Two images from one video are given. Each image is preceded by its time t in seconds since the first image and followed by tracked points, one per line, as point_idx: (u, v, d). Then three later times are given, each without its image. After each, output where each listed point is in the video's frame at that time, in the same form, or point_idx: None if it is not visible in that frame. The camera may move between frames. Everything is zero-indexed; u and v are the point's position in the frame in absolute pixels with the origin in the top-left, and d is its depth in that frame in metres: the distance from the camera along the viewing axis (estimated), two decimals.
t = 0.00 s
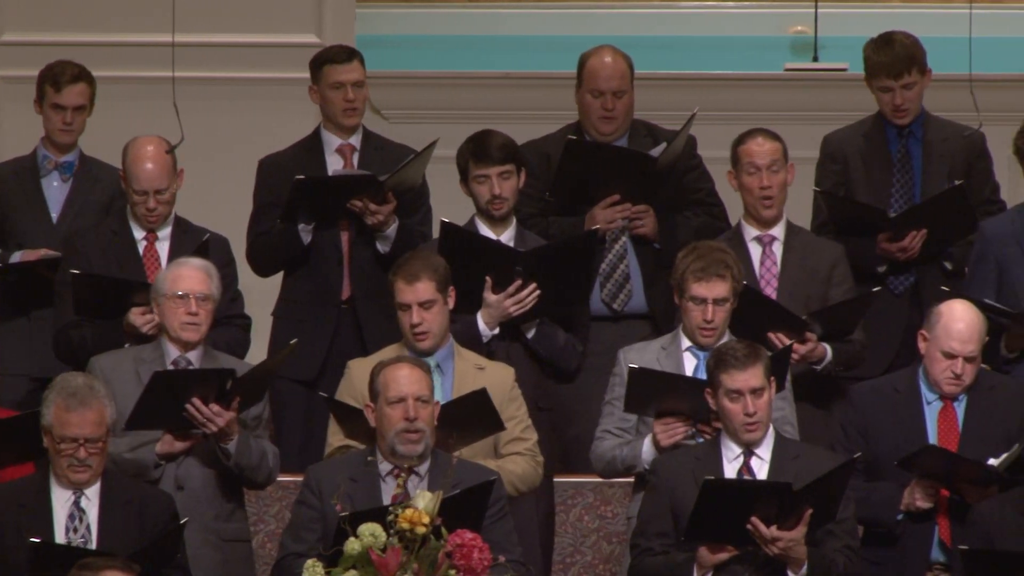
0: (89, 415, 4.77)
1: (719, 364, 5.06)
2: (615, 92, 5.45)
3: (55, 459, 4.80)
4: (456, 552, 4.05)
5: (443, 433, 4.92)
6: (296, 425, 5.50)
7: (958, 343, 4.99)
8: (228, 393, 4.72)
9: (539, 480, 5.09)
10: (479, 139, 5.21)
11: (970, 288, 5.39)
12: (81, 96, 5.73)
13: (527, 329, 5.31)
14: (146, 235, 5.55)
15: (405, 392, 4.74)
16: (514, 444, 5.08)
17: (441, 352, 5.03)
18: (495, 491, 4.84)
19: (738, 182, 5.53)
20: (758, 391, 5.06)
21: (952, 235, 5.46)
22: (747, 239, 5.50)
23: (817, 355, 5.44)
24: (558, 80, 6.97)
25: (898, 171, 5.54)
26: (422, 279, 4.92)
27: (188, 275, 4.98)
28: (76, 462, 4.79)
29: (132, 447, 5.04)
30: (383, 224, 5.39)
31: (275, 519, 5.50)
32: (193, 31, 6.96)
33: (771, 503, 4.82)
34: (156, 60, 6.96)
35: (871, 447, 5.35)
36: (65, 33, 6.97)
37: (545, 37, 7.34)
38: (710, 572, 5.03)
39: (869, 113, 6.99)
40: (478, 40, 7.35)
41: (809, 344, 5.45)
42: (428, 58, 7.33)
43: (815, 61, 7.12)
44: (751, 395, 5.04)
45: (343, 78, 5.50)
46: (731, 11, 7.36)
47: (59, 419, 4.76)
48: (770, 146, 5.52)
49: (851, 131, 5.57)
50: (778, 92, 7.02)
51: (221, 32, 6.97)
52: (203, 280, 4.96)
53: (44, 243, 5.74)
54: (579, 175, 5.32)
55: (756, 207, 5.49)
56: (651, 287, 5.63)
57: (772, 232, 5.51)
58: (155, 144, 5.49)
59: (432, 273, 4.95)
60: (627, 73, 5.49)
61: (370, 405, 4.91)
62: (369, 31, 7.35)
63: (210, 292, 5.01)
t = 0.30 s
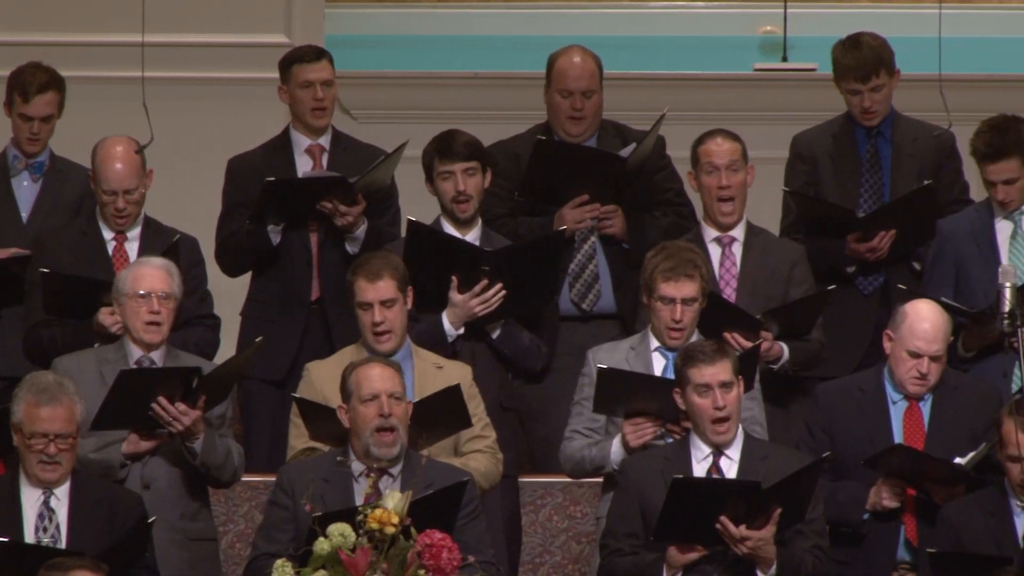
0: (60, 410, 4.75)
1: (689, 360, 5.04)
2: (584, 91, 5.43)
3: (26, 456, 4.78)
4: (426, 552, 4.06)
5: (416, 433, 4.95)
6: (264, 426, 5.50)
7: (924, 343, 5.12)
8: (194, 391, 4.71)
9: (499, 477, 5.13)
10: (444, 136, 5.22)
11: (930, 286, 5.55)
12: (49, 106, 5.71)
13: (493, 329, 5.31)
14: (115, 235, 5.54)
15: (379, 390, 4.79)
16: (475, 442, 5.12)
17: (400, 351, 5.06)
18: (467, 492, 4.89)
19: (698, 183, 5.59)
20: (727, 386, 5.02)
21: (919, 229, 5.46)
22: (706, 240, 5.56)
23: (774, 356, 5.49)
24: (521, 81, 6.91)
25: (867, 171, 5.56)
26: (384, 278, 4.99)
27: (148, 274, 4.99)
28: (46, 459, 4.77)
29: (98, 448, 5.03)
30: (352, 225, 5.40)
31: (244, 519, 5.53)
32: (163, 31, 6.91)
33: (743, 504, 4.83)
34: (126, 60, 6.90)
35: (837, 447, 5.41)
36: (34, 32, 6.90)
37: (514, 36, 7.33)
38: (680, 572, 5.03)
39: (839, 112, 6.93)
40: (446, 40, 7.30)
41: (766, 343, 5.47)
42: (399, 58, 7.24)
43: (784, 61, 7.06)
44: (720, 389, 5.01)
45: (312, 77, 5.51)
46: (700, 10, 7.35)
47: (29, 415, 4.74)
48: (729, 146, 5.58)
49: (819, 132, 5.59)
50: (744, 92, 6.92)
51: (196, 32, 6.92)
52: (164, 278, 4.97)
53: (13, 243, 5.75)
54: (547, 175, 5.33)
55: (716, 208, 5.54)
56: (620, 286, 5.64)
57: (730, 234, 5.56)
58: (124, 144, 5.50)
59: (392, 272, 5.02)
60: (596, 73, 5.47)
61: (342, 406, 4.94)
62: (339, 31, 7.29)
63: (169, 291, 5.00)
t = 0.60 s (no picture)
0: (33, 402, 4.74)
1: (656, 362, 5.03)
2: (554, 92, 5.42)
3: None
4: (397, 552, 4.05)
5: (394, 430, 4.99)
6: (234, 425, 5.52)
7: (891, 335, 5.20)
8: (161, 388, 4.68)
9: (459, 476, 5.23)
10: (412, 138, 5.34)
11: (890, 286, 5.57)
12: (19, 109, 5.70)
13: (458, 329, 5.36)
14: (86, 235, 5.55)
15: (352, 389, 4.87)
16: (437, 441, 5.20)
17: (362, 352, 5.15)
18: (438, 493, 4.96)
19: (665, 185, 5.66)
20: (694, 386, 5.00)
21: (884, 235, 5.53)
22: (673, 240, 5.60)
23: (743, 355, 5.51)
24: (495, 80, 6.91)
25: (837, 172, 5.57)
26: (350, 279, 5.09)
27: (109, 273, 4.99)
28: (20, 451, 4.75)
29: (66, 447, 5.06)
30: (323, 227, 5.44)
31: (214, 519, 5.54)
32: (135, 31, 6.92)
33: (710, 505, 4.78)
34: (97, 61, 6.92)
35: (806, 446, 5.41)
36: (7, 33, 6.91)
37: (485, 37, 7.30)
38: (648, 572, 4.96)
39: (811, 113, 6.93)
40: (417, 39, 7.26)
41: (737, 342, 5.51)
42: (373, 58, 7.22)
43: (753, 61, 7.07)
44: (687, 389, 4.99)
45: (281, 76, 5.53)
46: (669, 11, 7.31)
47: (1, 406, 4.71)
48: (697, 148, 5.66)
49: (790, 131, 5.60)
50: (718, 92, 6.94)
51: (170, 33, 6.91)
52: (126, 277, 4.97)
53: None
54: (516, 177, 5.34)
55: (682, 208, 5.60)
56: (589, 286, 5.64)
57: (697, 235, 5.61)
58: (94, 144, 5.49)
59: (357, 273, 5.12)
60: (566, 73, 5.46)
61: (315, 407, 5.00)
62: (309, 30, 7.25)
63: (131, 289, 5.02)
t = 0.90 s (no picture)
0: (6, 395, 4.68)
1: (625, 362, 5.03)
2: (526, 92, 5.45)
3: None
4: (371, 552, 4.10)
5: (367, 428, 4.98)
6: (206, 424, 5.56)
7: (859, 320, 5.26)
8: (124, 390, 4.71)
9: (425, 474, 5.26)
10: (385, 138, 5.44)
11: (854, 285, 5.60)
12: None
13: (429, 329, 5.39)
14: (60, 235, 5.55)
15: (328, 389, 4.91)
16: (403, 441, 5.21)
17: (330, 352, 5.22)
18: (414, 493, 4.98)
19: (640, 185, 5.68)
20: (664, 385, 5.00)
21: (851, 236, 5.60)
22: (646, 240, 5.63)
23: (726, 354, 5.56)
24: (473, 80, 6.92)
25: (811, 172, 5.62)
26: (319, 277, 5.17)
27: (76, 272, 5.00)
28: None
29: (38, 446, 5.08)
30: (296, 228, 5.47)
31: (189, 519, 5.55)
32: (109, 30, 6.93)
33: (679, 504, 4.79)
34: (72, 60, 6.93)
35: (779, 445, 5.38)
36: None
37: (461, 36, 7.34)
38: (618, 572, 4.96)
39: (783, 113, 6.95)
40: (391, 39, 7.30)
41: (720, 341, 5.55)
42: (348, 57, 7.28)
43: (727, 61, 7.11)
44: (656, 389, 4.99)
45: (253, 77, 5.61)
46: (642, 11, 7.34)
47: None
48: (672, 149, 5.68)
49: (765, 130, 5.64)
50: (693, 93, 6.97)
51: (145, 33, 6.93)
52: (92, 276, 4.98)
53: None
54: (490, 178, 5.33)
55: (657, 208, 5.62)
56: (562, 286, 5.65)
57: (671, 235, 5.63)
58: (68, 144, 5.50)
59: (326, 272, 5.20)
60: (538, 74, 5.49)
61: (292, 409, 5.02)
62: (281, 31, 7.31)
63: (98, 289, 5.02)
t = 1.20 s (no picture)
0: None
1: (596, 360, 5.05)
2: (501, 91, 5.51)
3: None
4: (346, 552, 4.15)
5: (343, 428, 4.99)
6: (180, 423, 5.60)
7: (827, 315, 5.33)
8: (94, 389, 4.73)
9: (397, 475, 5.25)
10: (358, 141, 5.54)
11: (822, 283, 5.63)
12: None
13: (402, 329, 5.41)
14: (35, 235, 5.56)
15: (305, 388, 4.88)
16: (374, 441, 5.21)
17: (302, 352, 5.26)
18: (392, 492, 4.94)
19: (619, 186, 5.69)
20: (636, 383, 5.02)
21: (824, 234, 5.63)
22: (626, 240, 5.63)
23: (710, 353, 5.58)
24: (445, 81, 6.97)
25: (787, 171, 5.64)
26: (293, 276, 5.22)
27: (44, 273, 4.99)
28: None
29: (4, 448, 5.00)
30: (270, 227, 5.52)
31: (164, 519, 5.55)
32: (84, 30, 6.99)
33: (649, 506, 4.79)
34: (47, 60, 6.99)
35: (754, 445, 5.37)
36: None
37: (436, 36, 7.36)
38: (591, 572, 4.98)
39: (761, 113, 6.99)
40: (367, 40, 7.33)
41: (704, 341, 5.56)
42: (324, 60, 7.28)
43: (703, 61, 7.15)
44: (629, 386, 5.01)
45: (228, 77, 5.67)
46: (619, 11, 7.40)
47: None
48: (651, 149, 5.71)
49: (742, 131, 5.66)
50: (663, 92, 6.99)
51: (123, 32, 7.00)
52: (61, 277, 4.98)
53: None
54: (466, 178, 5.35)
55: (636, 208, 5.64)
56: (536, 286, 5.67)
57: (649, 235, 5.65)
58: (44, 144, 5.50)
59: (300, 272, 5.25)
60: (513, 73, 5.55)
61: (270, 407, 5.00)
62: (259, 31, 7.33)
63: (67, 290, 5.02)
